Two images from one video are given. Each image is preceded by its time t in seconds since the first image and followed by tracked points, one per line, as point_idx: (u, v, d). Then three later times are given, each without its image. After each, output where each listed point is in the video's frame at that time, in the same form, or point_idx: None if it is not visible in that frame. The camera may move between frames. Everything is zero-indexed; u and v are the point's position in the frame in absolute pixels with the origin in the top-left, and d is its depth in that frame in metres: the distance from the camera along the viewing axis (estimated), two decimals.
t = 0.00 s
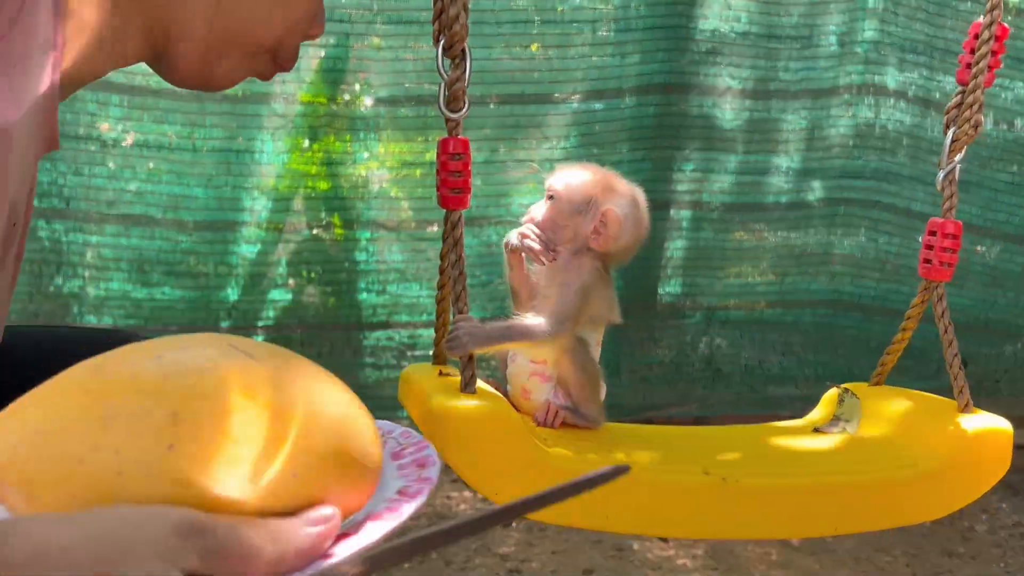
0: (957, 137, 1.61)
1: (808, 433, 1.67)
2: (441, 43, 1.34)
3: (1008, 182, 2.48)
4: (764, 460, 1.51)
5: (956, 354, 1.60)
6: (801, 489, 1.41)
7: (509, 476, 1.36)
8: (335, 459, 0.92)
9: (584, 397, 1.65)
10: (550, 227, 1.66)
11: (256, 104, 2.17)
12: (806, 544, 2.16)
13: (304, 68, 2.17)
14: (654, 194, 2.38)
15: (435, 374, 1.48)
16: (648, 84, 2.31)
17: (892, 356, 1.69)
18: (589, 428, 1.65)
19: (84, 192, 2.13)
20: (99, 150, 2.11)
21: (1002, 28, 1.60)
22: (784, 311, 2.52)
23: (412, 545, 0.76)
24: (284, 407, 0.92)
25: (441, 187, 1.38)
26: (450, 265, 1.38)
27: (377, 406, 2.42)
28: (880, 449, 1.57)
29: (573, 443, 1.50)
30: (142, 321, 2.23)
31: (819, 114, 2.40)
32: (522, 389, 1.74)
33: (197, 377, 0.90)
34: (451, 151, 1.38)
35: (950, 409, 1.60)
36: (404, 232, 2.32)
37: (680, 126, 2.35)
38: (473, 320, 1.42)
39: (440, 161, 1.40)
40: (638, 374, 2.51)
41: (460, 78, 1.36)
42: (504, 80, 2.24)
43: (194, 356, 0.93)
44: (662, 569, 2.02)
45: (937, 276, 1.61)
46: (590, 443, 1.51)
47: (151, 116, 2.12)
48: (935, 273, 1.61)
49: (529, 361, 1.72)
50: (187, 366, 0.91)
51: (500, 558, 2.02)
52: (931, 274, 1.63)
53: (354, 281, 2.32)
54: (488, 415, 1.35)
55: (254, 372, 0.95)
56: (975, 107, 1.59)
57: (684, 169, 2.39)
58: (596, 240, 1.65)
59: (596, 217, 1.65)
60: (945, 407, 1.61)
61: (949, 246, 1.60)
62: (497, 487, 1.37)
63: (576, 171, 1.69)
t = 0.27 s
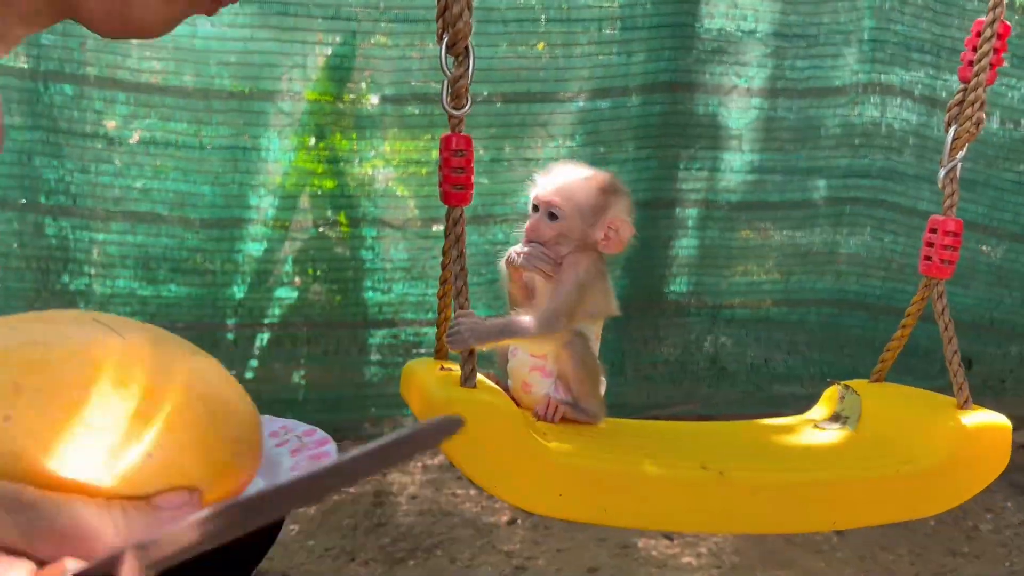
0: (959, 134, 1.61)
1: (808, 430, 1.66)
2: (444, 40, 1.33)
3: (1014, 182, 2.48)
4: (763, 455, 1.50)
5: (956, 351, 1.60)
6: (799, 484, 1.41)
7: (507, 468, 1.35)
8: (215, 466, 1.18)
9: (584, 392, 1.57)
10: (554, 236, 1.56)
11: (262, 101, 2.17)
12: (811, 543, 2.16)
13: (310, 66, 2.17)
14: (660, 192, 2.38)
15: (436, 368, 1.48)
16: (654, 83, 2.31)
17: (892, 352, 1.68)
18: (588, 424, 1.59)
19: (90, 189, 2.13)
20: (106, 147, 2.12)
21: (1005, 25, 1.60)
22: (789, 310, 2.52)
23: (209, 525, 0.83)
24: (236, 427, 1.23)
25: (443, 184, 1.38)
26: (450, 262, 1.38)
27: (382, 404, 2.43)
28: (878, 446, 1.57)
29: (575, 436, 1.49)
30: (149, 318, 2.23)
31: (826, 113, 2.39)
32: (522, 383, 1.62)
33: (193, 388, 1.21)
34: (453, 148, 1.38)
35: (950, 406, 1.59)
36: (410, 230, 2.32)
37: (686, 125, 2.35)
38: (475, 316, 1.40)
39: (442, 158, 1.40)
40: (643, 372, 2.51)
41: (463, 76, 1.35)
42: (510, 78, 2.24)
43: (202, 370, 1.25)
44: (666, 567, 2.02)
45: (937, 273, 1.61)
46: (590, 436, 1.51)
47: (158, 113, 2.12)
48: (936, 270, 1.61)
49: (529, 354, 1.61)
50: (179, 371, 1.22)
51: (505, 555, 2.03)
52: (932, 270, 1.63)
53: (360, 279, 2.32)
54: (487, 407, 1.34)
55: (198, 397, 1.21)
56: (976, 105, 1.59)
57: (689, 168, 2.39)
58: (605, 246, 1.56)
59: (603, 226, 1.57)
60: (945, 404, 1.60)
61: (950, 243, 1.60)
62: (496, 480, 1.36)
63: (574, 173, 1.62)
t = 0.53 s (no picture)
0: (963, 131, 1.61)
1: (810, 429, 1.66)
2: (442, 35, 1.30)
3: (1021, 180, 2.47)
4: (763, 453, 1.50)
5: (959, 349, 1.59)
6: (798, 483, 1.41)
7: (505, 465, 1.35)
8: (55, 413, 1.01)
9: (583, 390, 1.57)
10: (551, 234, 1.54)
11: (267, 98, 2.17)
12: (814, 541, 2.16)
13: (315, 63, 2.17)
14: (665, 190, 2.38)
15: (435, 366, 1.48)
16: (659, 80, 2.30)
17: (895, 351, 1.68)
18: (587, 421, 1.60)
19: (96, 185, 2.14)
20: (111, 144, 2.12)
21: (1009, 21, 1.59)
22: (794, 307, 2.52)
23: (40, 491, 0.86)
24: (98, 374, 1.05)
25: (441, 180, 1.37)
26: (449, 258, 1.37)
27: (386, 400, 2.43)
28: (879, 446, 1.56)
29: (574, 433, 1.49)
30: (154, 313, 2.24)
31: (831, 111, 2.39)
32: (521, 381, 1.60)
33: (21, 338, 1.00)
34: (452, 144, 1.37)
35: (952, 404, 1.58)
36: (415, 228, 2.32)
37: (691, 122, 2.35)
38: (472, 312, 1.39)
39: (440, 154, 1.39)
40: (647, 370, 2.51)
41: (461, 71, 1.33)
42: (515, 75, 2.24)
43: (40, 309, 1.03)
44: (669, 564, 2.02)
45: (941, 272, 1.60)
46: (591, 434, 1.51)
47: (164, 110, 2.13)
48: (939, 268, 1.60)
49: (527, 352, 1.57)
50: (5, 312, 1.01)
51: (508, 552, 2.03)
52: (935, 269, 1.62)
53: (365, 276, 2.33)
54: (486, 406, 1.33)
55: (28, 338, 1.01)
56: (980, 102, 1.58)
57: (695, 165, 2.38)
58: (603, 240, 1.56)
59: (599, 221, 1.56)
60: (947, 401, 1.59)
61: (953, 241, 1.60)
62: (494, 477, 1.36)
63: (569, 167, 1.59)
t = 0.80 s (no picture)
0: (974, 131, 1.61)
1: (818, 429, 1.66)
2: (450, 33, 1.31)
3: None
4: (769, 452, 1.50)
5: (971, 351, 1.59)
6: (804, 483, 1.41)
7: (511, 462, 1.36)
8: None
9: (590, 389, 1.57)
10: (552, 237, 1.55)
11: (275, 95, 2.18)
12: (819, 539, 2.17)
13: (323, 60, 2.18)
14: (671, 188, 2.38)
15: (441, 364, 1.49)
16: (665, 78, 2.31)
17: (907, 352, 1.68)
18: (594, 421, 1.59)
19: (106, 182, 2.15)
20: (121, 140, 2.14)
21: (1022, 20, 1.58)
22: (799, 306, 2.52)
23: None
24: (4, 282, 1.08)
25: (447, 178, 1.37)
26: (455, 256, 1.38)
27: (392, 397, 2.44)
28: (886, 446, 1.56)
29: (580, 432, 1.49)
30: (163, 309, 2.26)
31: (838, 109, 2.39)
32: (528, 380, 1.62)
33: None
34: (459, 142, 1.37)
35: (962, 405, 1.58)
36: (422, 225, 2.33)
37: (697, 120, 2.35)
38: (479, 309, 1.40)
39: (447, 152, 1.39)
40: (653, 367, 2.51)
41: (469, 69, 1.33)
42: (522, 73, 2.25)
43: None
44: (674, 561, 2.02)
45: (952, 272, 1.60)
46: (597, 433, 1.51)
47: (172, 107, 2.14)
48: (950, 269, 1.60)
49: (533, 351, 1.59)
50: None
51: (513, 548, 2.04)
52: (947, 269, 1.62)
53: (371, 272, 2.34)
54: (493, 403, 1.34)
55: None
56: (992, 101, 1.58)
57: (701, 163, 2.38)
58: (605, 240, 1.56)
59: (599, 220, 1.56)
60: (957, 402, 1.59)
61: (965, 241, 1.59)
62: (499, 474, 1.36)
63: (568, 167, 1.59)
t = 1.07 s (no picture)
0: (990, 132, 1.60)
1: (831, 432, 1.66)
2: (464, 32, 1.31)
3: None
4: (783, 456, 1.49)
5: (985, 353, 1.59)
6: (821, 486, 1.39)
7: (525, 465, 1.32)
8: None
9: (602, 391, 1.57)
10: (537, 236, 1.54)
11: (283, 93, 2.19)
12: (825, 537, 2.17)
13: (331, 58, 2.19)
14: (678, 186, 2.38)
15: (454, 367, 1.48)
16: (673, 76, 2.31)
17: (919, 354, 1.67)
18: (607, 422, 1.59)
19: (115, 178, 2.17)
20: (130, 137, 2.15)
21: None
22: (806, 304, 2.52)
23: None
24: None
25: (462, 178, 1.37)
26: (470, 256, 1.37)
27: (398, 393, 2.46)
28: (900, 450, 1.55)
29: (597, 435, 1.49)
30: (172, 305, 2.27)
31: (845, 108, 2.38)
32: (540, 383, 1.61)
33: None
34: (473, 142, 1.37)
35: (977, 408, 1.58)
36: (429, 222, 2.34)
37: (705, 118, 2.35)
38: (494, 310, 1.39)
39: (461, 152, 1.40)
40: (659, 365, 2.52)
41: (484, 68, 1.34)
42: (529, 71, 2.25)
43: None
44: (680, 559, 2.03)
45: (966, 273, 1.59)
46: (611, 436, 1.49)
47: (181, 105, 2.15)
48: (965, 270, 1.60)
49: (545, 356, 1.59)
50: None
51: (519, 544, 2.05)
52: (961, 271, 1.61)
53: (378, 269, 2.35)
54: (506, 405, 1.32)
55: None
56: (1008, 101, 1.58)
57: (708, 161, 2.38)
58: (586, 236, 1.52)
59: (576, 212, 1.52)
60: (971, 404, 1.59)
61: (980, 243, 1.59)
62: (514, 477, 1.33)
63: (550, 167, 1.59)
